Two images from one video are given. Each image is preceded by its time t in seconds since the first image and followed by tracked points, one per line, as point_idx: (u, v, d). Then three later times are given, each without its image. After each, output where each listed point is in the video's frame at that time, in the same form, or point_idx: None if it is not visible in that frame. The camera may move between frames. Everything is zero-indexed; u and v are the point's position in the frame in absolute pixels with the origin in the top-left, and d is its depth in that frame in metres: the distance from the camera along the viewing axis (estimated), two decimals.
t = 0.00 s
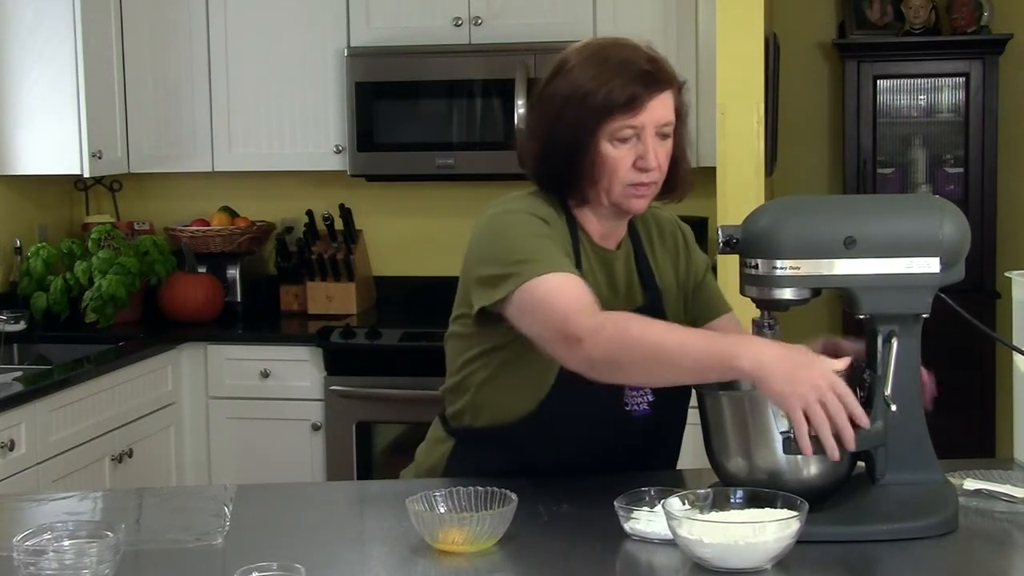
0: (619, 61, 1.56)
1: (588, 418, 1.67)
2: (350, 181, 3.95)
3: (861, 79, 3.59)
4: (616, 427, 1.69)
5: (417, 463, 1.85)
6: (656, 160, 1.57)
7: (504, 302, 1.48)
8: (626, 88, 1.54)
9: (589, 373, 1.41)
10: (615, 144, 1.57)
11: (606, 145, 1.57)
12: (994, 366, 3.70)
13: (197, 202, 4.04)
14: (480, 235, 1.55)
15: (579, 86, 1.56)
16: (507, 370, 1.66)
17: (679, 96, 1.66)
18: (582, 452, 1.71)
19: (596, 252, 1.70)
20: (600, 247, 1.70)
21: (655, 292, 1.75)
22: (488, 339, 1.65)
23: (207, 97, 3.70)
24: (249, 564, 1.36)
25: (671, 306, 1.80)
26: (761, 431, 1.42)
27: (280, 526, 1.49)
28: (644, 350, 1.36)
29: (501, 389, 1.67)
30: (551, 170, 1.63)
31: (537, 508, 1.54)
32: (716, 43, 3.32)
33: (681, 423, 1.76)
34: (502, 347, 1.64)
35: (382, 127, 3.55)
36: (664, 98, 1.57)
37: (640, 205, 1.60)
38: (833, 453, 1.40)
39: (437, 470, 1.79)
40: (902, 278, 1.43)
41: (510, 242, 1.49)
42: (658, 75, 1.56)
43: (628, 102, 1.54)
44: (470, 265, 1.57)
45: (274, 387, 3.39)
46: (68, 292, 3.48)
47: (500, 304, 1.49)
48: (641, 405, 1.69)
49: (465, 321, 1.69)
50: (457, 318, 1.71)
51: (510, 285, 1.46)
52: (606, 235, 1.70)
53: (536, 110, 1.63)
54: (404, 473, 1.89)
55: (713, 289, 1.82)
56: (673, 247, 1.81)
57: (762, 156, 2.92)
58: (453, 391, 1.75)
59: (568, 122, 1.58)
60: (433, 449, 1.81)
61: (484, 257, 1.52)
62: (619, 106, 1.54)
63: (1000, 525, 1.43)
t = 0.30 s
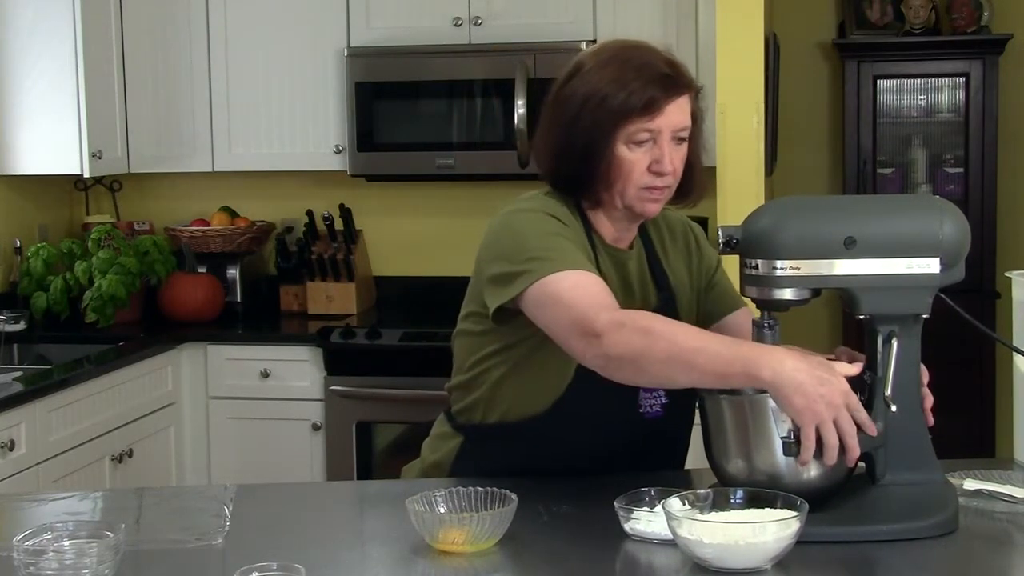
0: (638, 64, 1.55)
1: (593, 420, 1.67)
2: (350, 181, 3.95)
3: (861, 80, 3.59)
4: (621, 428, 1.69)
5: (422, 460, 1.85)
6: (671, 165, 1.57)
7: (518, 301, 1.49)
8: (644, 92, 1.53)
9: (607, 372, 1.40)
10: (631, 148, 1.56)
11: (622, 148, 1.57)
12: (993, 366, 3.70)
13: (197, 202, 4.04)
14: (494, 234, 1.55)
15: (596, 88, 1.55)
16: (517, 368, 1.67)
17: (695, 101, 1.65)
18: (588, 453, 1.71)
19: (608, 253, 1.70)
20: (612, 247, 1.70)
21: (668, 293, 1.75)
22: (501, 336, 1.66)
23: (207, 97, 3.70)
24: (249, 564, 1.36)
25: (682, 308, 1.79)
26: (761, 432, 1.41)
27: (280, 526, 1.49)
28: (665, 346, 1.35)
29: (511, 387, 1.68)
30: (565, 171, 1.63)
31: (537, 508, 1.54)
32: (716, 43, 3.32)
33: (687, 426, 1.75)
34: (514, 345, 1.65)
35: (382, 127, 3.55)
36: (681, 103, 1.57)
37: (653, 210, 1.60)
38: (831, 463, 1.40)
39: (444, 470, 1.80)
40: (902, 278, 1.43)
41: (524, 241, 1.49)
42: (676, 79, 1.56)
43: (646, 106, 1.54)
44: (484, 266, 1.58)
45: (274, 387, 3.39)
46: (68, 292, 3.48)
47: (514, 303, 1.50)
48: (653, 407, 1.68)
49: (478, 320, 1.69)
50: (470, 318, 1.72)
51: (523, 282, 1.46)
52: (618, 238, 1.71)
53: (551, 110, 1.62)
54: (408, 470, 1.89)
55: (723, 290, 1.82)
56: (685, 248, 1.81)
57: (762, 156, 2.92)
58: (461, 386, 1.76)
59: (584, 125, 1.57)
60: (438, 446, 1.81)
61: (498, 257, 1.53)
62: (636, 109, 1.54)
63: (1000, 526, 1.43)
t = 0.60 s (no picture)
0: (641, 63, 1.55)
1: (594, 419, 1.67)
2: (350, 182, 3.95)
3: (861, 80, 3.59)
4: (622, 428, 1.69)
5: (424, 459, 1.85)
6: (673, 163, 1.57)
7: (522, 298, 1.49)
8: (646, 91, 1.53)
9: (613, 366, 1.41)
10: (633, 146, 1.56)
11: (624, 146, 1.56)
12: (993, 366, 3.70)
13: (197, 202, 4.05)
14: (497, 231, 1.55)
15: (599, 87, 1.55)
16: (519, 367, 1.67)
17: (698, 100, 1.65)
18: (587, 452, 1.70)
19: (611, 251, 1.70)
20: (615, 246, 1.70)
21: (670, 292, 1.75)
22: (504, 334, 1.66)
23: (207, 97, 3.70)
24: (248, 564, 1.36)
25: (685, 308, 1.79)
26: (760, 431, 1.41)
27: (280, 526, 1.49)
28: (670, 342, 1.36)
29: (513, 385, 1.69)
30: (566, 170, 1.63)
31: (537, 507, 1.54)
32: (716, 43, 3.32)
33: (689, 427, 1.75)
34: (517, 343, 1.65)
35: (382, 127, 3.55)
36: (684, 102, 1.57)
37: (655, 209, 1.60)
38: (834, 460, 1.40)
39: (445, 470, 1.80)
40: (902, 278, 1.43)
41: (529, 238, 1.49)
42: (678, 78, 1.56)
43: (648, 104, 1.54)
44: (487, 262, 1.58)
45: (274, 387, 3.39)
46: (68, 292, 3.48)
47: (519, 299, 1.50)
48: (655, 405, 1.68)
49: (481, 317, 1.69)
50: (472, 315, 1.72)
51: (527, 278, 1.46)
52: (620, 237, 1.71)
53: (553, 109, 1.62)
54: (409, 470, 1.89)
55: (725, 290, 1.82)
56: (686, 248, 1.81)
57: (762, 155, 2.92)
58: (463, 385, 1.76)
59: (586, 123, 1.57)
60: (440, 445, 1.80)
61: (501, 254, 1.53)
62: (638, 108, 1.54)
63: (1000, 525, 1.43)
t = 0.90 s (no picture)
0: (662, 66, 1.55)
1: (599, 422, 1.66)
2: (350, 182, 3.95)
3: (861, 79, 3.59)
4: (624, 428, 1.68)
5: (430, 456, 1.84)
6: (695, 167, 1.56)
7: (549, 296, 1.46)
8: (667, 93, 1.53)
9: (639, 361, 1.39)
10: (654, 149, 1.56)
11: (645, 150, 1.56)
12: (994, 366, 3.70)
13: (197, 202, 4.04)
14: (524, 230, 1.53)
15: (620, 90, 1.55)
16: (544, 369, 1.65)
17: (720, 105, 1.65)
18: (595, 457, 1.70)
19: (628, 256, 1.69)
20: (635, 253, 1.69)
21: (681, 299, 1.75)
22: (526, 335, 1.64)
23: (207, 97, 3.70)
24: (249, 564, 1.36)
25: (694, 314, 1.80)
26: (760, 427, 1.41)
27: (280, 526, 1.49)
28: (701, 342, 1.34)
29: (530, 387, 1.67)
30: (586, 175, 1.62)
31: (537, 507, 1.54)
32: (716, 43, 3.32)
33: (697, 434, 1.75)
34: (541, 344, 1.63)
35: (382, 127, 3.55)
36: (704, 105, 1.57)
37: (676, 212, 1.59)
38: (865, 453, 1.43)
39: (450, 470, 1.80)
40: (902, 278, 1.43)
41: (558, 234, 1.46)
42: (699, 82, 1.56)
43: (669, 107, 1.53)
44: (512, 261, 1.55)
45: (274, 387, 3.39)
46: (68, 292, 3.48)
47: (545, 298, 1.47)
48: (668, 414, 1.68)
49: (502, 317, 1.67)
50: (493, 315, 1.69)
51: (556, 275, 1.43)
52: (640, 243, 1.70)
53: (575, 113, 1.62)
54: (414, 468, 1.88)
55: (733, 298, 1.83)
56: (700, 256, 1.81)
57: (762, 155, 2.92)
58: (478, 385, 1.74)
59: (607, 125, 1.57)
60: (448, 444, 1.80)
61: (527, 251, 1.50)
62: (659, 110, 1.53)
63: (1000, 526, 1.43)
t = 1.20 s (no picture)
0: (682, 68, 1.55)
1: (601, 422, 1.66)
2: (350, 181, 3.95)
3: (861, 79, 3.59)
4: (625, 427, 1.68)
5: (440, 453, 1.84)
6: (714, 170, 1.55)
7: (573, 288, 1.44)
8: (687, 95, 1.52)
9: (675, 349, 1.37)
10: (674, 151, 1.55)
11: (665, 151, 1.55)
12: (993, 366, 3.70)
13: (197, 202, 4.04)
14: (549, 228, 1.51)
15: (642, 91, 1.54)
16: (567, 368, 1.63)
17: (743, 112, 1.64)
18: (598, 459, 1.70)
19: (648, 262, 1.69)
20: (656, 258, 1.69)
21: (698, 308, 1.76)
22: (547, 337, 1.63)
23: (207, 97, 3.70)
24: (249, 564, 1.36)
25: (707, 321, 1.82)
26: (761, 401, 1.42)
27: (282, 526, 1.49)
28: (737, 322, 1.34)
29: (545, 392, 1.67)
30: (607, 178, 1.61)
31: (537, 507, 1.54)
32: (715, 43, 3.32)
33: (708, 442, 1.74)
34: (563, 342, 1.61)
35: (382, 127, 3.55)
36: (725, 108, 1.56)
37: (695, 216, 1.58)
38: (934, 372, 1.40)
39: (457, 470, 1.80)
40: (901, 278, 1.42)
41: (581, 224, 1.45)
42: (720, 83, 1.55)
43: (689, 109, 1.53)
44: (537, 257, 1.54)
45: (274, 387, 3.39)
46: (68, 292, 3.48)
47: (571, 291, 1.45)
48: (684, 419, 1.68)
49: (521, 319, 1.66)
50: (513, 319, 1.67)
51: (582, 266, 1.41)
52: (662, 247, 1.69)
53: (596, 114, 1.61)
54: (421, 467, 1.88)
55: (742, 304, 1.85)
56: (715, 261, 1.82)
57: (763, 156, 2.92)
58: (496, 386, 1.72)
59: (627, 126, 1.56)
60: (458, 441, 1.80)
61: (552, 246, 1.49)
62: (679, 112, 1.53)
63: (1000, 525, 1.43)
